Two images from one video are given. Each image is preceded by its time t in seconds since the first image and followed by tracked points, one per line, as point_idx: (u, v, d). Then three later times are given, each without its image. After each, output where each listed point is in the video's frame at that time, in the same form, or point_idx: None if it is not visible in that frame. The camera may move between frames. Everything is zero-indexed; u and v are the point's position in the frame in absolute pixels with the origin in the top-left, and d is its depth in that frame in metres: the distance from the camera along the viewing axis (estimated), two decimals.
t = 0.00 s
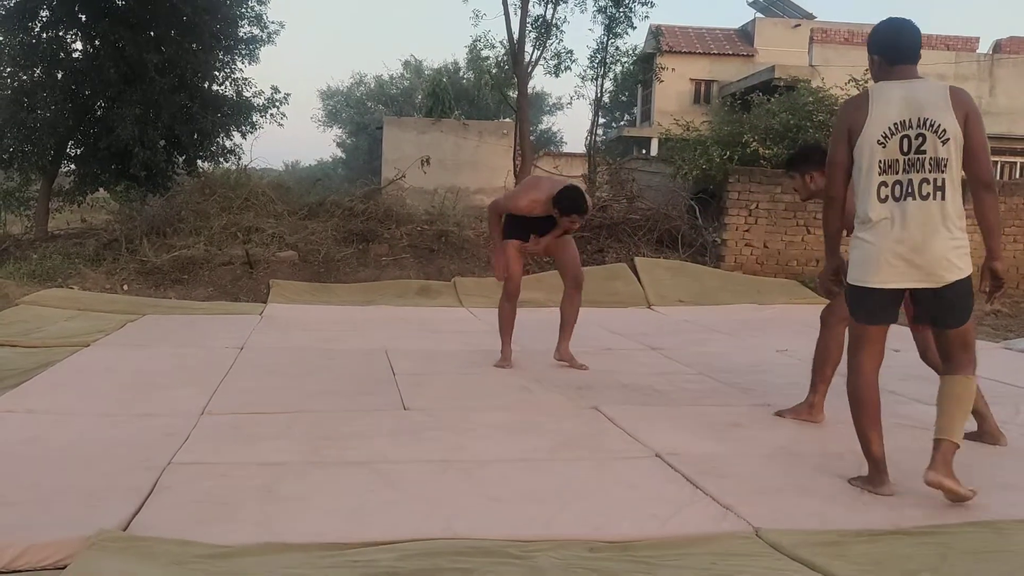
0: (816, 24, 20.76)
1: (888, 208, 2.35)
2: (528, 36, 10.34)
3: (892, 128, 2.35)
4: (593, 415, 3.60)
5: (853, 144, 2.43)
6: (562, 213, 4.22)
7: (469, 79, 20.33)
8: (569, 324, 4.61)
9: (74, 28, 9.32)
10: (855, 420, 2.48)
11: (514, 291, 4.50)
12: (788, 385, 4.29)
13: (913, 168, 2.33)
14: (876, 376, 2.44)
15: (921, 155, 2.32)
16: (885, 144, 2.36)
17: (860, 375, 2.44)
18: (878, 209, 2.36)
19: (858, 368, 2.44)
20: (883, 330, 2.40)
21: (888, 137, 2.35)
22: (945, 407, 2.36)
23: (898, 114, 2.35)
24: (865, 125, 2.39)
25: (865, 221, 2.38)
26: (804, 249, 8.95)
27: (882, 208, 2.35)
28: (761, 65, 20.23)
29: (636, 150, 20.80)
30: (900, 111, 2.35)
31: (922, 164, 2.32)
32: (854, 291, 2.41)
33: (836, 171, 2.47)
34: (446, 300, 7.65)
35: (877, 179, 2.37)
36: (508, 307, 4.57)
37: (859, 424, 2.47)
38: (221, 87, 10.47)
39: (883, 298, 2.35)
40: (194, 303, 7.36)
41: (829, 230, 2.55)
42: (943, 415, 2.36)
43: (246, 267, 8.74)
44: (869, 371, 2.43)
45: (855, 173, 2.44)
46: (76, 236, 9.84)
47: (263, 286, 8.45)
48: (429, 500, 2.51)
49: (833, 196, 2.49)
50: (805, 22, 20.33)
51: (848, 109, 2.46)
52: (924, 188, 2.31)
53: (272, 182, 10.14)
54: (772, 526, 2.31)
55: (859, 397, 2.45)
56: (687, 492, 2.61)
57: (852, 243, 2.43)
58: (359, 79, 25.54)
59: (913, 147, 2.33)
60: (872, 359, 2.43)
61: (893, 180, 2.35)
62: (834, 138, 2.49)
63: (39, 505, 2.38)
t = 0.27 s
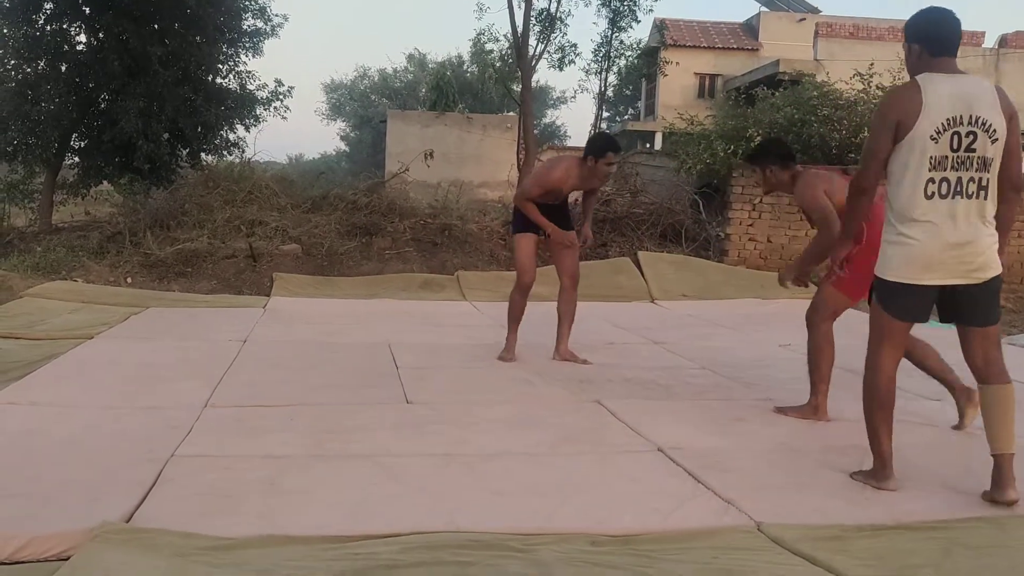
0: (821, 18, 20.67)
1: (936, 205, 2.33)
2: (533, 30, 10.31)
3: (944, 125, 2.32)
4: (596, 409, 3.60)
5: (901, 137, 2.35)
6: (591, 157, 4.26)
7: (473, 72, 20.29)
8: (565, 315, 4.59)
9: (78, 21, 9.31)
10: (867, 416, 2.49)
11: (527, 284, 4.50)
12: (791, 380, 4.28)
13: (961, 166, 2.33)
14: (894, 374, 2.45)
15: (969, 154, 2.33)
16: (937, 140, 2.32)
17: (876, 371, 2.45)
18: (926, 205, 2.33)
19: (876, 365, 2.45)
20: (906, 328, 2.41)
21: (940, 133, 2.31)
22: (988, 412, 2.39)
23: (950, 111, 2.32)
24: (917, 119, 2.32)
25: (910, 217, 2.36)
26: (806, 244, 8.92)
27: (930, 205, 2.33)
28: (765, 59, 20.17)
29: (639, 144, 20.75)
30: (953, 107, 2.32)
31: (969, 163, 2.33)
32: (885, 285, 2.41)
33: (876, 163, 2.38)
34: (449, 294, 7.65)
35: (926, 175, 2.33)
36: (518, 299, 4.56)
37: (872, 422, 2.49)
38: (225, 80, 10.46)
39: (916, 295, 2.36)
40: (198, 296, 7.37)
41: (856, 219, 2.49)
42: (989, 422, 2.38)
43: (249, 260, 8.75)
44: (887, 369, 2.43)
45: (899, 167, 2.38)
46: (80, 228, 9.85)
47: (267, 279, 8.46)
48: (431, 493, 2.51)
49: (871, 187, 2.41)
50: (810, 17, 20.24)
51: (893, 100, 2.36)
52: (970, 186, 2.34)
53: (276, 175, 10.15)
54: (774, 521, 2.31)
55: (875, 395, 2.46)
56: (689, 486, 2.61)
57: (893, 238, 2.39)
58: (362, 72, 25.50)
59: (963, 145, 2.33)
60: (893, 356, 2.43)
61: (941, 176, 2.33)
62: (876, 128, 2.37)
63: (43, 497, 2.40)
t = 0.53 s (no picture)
0: (823, 15, 20.63)
1: (991, 205, 2.33)
2: (534, 27, 10.30)
3: (1005, 123, 2.30)
4: (598, 407, 3.60)
5: (965, 133, 2.31)
6: (613, 162, 4.26)
7: (475, 70, 20.28)
8: (573, 313, 4.60)
9: (79, 18, 9.31)
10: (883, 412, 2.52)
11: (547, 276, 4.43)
12: (793, 378, 4.28)
13: (1013, 166, 2.34)
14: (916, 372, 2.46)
15: (1022, 153, 2.34)
16: (998, 138, 2.31)
17: (897, 368, 2.47)
18: (982, 205, 2.33)
19: (898, 361, 2.46)
20: (935, 328, 2.41)
21: (1002, 132, 2.30)
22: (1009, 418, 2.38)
23: (1011, 109, 2.31)
24: (983, 116, 2.29)
25: (963, 216, 2.35)
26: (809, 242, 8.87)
27: (985, 204, 2.33)
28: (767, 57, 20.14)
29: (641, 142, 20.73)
30: (1014, 106, 2.31)
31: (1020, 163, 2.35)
32: (924, 287, 2.39)
33: (940, 158, 2.32)
34: (451, 291, 7.65)
35: (984, 173, 2.32)
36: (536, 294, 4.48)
37: (887, 419, 2.51)
38: (227, 78, 10.47)
39: (954, 298, 2.36)
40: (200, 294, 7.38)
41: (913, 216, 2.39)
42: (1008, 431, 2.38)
43: (251, 257, 8.76)
44: (908, 367, 2.45)
45: (958, 164, 2.34)
46: (82, 226, 9.86)
47: (269, 277, 8.46)
48: (433, 491, 2.52)
49: (934, 182, 2.34)
50: (812, 14, 20.20)
51: (958, 91, 2.30)
52: (1019, 187, 2.36)
53: (278, 173, 10.15)
54: (776, 519, 2.31)
55: (895, 393, 2.48)
56: (691, 484, 2.61)
57: (945, 236, 2.37)
58: (364, 70, 25.51)
59: (1017, 145, 2.33)
60: (916, 355, 2.44)
61: (997, 176, 2.33)
62: (942, 120, 2.30)
63: (46, 494, 2.41)
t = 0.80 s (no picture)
0: (825, 15, 20.60)
1: None
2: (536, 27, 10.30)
3: None
4: (599, 407, 3.60)
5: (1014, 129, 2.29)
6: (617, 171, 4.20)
7: (477, 70, 20.27)
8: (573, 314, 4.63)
9: (81, 18, 9.32)
10: (904, 413, 2.49)
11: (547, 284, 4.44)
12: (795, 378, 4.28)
13: None
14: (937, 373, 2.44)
15: None
16: None
17: (919, 369, 2.44)
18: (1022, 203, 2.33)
19: (919, 362, 2.44)
20: (955, 331, 2.39)
21: None
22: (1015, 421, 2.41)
23: None
24: None
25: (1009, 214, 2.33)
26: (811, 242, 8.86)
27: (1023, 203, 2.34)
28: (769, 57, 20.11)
29: (643, 142, 20.71)
30: None
31: None
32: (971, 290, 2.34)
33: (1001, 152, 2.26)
34: (452, 291, 7.65)
35: None
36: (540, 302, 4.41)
37: (907, 420, 2.49)
38: (229, 78, 10.48)
39: (989, 302, 2.34)
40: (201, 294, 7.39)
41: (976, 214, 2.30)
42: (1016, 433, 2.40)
43: (253, 257, 8.77)
44: (931, 367, 2.42)
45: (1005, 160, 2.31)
46: (84, 226, 9.87)
47: (270, 277, 8.47)
48: (434, 491, 2.52)
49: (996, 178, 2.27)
50: (814, 14, 20.18)
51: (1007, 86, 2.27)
52: None
53: (279, 173, 10.16)
54: (777, 519, 2.31)
55: (915, 396, 2.45)
56: (692, 484, 2.61)
57: (993, 236, 2.33)
58: (366, 70, 25.53)
59: None
60: (937, 356, 2.42)
61: None
62: (998, 115, 2.25)
63: (48, 494, 2.41)
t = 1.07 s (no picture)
0: (828, 13, 20.56)
1: None
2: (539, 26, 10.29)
3: None
4: (601, 406, 3.60)
5: None
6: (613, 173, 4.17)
7: (480, 68, 20.25)
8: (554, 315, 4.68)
9: (84, 17, 9.33)
10: (920, 414, 2.48)
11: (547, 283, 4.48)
12: (798, 377, 4.27)
13: None
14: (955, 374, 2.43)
15: None
16: None
17: (937, 371, 2.44)
18: None
19: (938, 364, 2.43)
20: (974, 331, 2.38)
21: None
22: None
23: None
24: None
25: None
26: (814, 241, 8.88)
27: None
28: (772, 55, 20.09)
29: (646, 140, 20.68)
30: None
31: None
32: (977, 288, 2.33)
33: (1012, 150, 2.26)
34: (455, 290, 7.65)
35: None
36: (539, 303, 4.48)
37: (924, 420, 2.48)
38: (231, 77, 10.49)
39: (1004, 304, 2.33)
40: (204, 292, 7.40)
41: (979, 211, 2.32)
42: None
43: (255, 256, 8.78)
44: (950, 368, 2.41)
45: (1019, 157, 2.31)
46: (87, 225, 9.88)
47: (273, 276, 8.48)
48: (437, 490, 2.52)
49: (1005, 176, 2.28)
50: (817, 12, 20.15)
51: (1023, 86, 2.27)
52: None
53: (282, 172, 10.17)
54: (780, 518, 2.31)
55: (933, 398, 2.45)
56: (695, 483, 2.61)
57: (1003, 233, 2.32)
58: (369, 68, 25.54)
59: None
60: (956, 357, 2.42)
61: None
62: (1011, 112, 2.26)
63: (51, 492, 2.41)
